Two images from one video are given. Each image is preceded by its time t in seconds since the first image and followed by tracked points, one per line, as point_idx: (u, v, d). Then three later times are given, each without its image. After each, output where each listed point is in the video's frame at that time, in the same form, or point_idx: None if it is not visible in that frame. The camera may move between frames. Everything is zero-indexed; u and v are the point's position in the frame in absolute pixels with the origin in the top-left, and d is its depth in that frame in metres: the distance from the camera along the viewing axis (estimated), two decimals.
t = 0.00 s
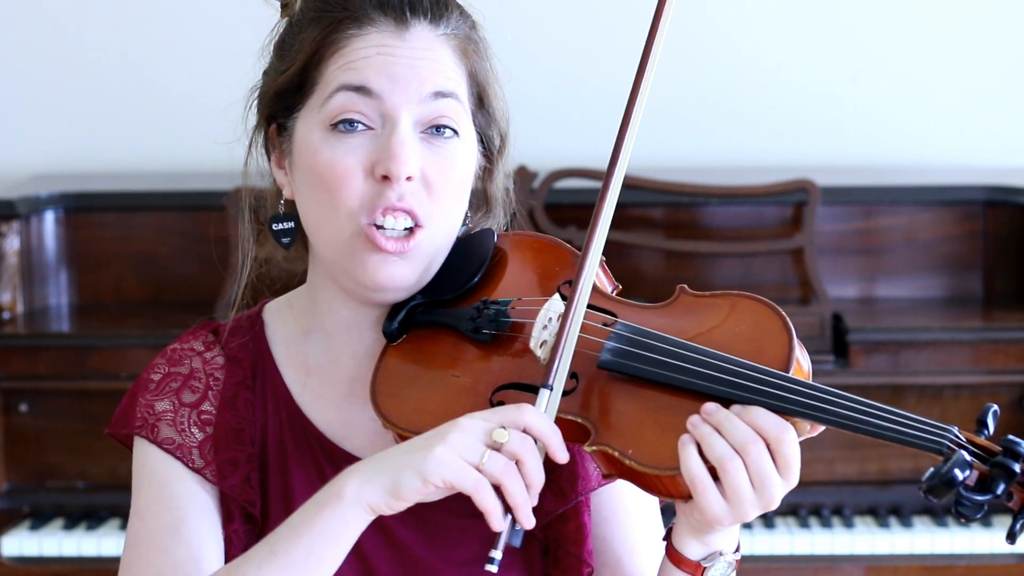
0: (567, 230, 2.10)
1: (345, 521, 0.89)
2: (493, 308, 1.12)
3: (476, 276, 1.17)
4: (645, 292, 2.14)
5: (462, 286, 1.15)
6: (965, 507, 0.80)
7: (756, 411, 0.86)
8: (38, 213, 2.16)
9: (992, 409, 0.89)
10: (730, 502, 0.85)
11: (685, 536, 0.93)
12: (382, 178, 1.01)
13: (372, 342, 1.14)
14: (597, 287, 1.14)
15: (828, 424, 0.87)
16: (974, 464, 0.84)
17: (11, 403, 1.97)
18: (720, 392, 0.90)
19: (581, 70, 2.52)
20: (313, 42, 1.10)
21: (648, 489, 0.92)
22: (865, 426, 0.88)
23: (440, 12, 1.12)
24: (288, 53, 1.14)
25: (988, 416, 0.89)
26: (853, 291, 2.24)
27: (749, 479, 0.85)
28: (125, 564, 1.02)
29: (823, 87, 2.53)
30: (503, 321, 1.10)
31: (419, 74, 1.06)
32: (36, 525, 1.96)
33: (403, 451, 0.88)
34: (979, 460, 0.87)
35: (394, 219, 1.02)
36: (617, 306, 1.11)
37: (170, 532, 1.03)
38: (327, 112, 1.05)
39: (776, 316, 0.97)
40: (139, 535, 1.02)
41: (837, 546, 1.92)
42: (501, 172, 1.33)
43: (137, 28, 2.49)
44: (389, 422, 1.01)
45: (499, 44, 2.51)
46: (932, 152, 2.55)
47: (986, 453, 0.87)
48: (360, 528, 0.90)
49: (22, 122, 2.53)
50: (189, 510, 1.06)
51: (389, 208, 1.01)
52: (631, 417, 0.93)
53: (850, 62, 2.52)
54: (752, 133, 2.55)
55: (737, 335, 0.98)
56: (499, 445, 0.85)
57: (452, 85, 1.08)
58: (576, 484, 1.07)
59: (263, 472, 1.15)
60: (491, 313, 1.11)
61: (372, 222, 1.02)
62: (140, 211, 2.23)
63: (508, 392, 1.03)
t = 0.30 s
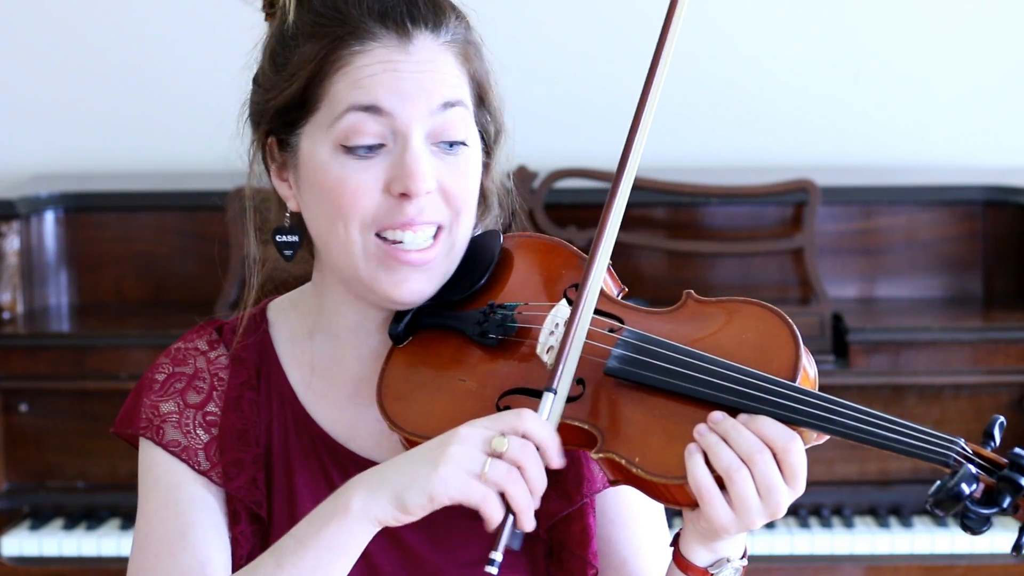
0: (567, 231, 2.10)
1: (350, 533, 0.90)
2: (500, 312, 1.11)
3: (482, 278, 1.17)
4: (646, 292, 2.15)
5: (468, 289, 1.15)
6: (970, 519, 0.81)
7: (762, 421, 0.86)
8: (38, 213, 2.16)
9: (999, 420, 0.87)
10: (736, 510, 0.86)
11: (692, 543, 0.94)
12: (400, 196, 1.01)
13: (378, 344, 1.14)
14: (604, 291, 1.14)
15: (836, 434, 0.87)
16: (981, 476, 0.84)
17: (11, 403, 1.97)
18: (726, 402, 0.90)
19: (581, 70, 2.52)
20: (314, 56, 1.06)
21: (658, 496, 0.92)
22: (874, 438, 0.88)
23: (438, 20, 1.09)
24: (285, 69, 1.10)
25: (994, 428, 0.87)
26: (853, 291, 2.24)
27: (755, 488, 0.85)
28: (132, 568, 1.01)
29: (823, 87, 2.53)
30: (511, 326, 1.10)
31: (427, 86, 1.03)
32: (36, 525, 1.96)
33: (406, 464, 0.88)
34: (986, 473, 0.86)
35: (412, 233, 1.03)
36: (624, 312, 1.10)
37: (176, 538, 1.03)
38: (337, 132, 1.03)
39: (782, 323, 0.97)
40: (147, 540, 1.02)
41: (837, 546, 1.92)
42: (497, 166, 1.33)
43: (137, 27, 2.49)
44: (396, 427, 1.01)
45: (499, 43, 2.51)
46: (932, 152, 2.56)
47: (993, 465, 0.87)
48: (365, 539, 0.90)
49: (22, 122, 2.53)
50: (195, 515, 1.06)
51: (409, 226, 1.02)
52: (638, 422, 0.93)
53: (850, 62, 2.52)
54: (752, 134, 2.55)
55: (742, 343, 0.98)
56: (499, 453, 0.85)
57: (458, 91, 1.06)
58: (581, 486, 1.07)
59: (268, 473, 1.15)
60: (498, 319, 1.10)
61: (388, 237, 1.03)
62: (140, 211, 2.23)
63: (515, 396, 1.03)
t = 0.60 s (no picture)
0: (567, 231, 2.10)
1: (344, 552, 0.91)
2: (507, 311, 1.11)
3: (489, 279, 1.16)
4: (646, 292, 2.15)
5: (472, 291, 1.15)
6: (978, 518, 0.81)
7: (770, 420, 0.87)
8: (38, 213, 2.16)
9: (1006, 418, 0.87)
10: (745, 510, 0.86)
11: (701, 543, 0.94)
12: (430, 199, 1.02)
13: (387, 345, 1.14)
14: (610, 290, 1.15)
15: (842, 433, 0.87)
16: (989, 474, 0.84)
17: (11, 403, 1.97)
18: (734, 400, 0.91)
19: (582, 70, 2.52)
20: (322, 67, 1.04)
21: (668, 496, 0.92)
22: (879, 436, 0.87)
23: (433, 11, 1.09)
24: (287, 81, 1.08)
25: (1002, 427, 0.87)
26: (854, 290, 2.24)
27: (763, 487, 0.85)
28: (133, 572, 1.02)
29: (823, 87, 2.53)
30: (518, 325, 1.10)
31: (443, 87, 1.03)
32: (37, 526, 1.95)
33: (401, 489, 0.87)
34: (992, 471, 0.85)
35: (442, 233, 1.04)
36: (632, 312, 1.11)
37: (177, 544, 1.03)
38: (360, 143, 1.02)
39: (791, 322, 0.97)
40: (147, 546, 1.02)
41: (837, 546, 1.92)
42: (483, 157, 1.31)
43: (137, 27, 2.49)
44: (406, 429, 1.01)
45: (499, 43, 2.51)
46: (932, 152, 2.56)
47: (1000, 464, 0.85)
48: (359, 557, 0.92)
49: (22, 122, 2.53)
50: (195, 523, 1.06)
51: (439, 227, 1.03)
52: (646, 420, 0.94)
53: (850, 62, 2.52)
54: (752, 134, 2.55)
55: (753, 342, 0.98)
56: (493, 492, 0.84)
57: (467, 89, 1.06)
58: (587, 485, 1.07)
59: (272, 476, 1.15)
60: (506, 317, 1.10)
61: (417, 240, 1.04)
62: (139, 211, 2.23)
63: (523, 396, 1.03)
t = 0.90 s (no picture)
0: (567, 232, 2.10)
1: (340, 568, 0.90)
2: (513, 312, 1.12)
3: (490, 281, 1.16)
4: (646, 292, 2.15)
5: (473, 294, 1.15)
6: (992, 502, 0.85)
7: (781, 411, 0.87)
8: (37, 213, 2.16)
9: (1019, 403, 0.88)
10: (760, 501, 0.86)
11: (715, 538, 0.94)
12: (441, 194, 1.02)
13: (391, 346, 1.14)
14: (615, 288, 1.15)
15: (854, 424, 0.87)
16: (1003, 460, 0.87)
17: (11, 403, 1.97)
18: (744, 393, 0.91)
19: (582, 70, 2.52)
20: (326, 66, 1.04)
21: (680, 492, 0.91)
22: (893, 425, 0.88)
23: (432, 7, 1.09)
24: (291, 82, 1.07)
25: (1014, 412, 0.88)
26: (853, 290, 2.24)
27: (777, 478, 0.85)
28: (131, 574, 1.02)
29: (823, 87, 2.53)
30: (524, 326, 1.10)
31: (448, 81, 1.03)
32: (37, 526, 1.95)
33: (403, 508, 0.88)
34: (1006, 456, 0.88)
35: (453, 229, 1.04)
36: (636, 309, 1.11)
37: (174, 549, 1.03)
38: (368, 141, 1.02)
39: (799, 317, 0.97)
40: (145, 550, 1.02)
41: (837, 546, 1.92)
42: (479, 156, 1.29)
43: (136, 27, 2.48)
44: (413, 431, 1.01)
45: (499, 43, 2.51)
46: (931, 151, 2.56)
47: (1012, 448, 0.88)
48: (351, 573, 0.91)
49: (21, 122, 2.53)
50: (193, 527, 1.06)
51: (449, 223, 1.03)
52: (656, 418, 0.93)
53: (850, 62, 2.52)
54: (752, 134, 2.55)
55: (760, 339, 0.98)
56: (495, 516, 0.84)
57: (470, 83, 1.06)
58: (594, 485, 1.07)
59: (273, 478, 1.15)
60: (512, 318, 1.11)
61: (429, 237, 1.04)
62: (139, 210, 2.23)
63: (531, 395, 1.03)
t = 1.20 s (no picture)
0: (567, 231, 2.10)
1: (335, 545, 0.90)
2: (503, 298, 1.12)
3: (480, 273, 1.17)
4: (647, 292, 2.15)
5: (468, 283, 1.15)
6: (985, 458, 0.81)
7: (773, 377, 0.87)
8: (38, 213, 2.16)
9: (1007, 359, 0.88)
10: (753, 470, 0.86)
11: (708, 518, 0.94)
12: (403, 186, 1.01)
13: (384, 342, 1.14)
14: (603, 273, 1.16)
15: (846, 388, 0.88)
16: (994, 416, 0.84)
17: (11, 403, 1.97)
18: (736, 364, 0.92)
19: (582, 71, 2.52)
20: (292, 61, 1.05)
21: (669, 465, 0.93)
22: (883, 387, 0.89)
23: None
24: (264, 76, 1.09)
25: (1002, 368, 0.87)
26: (853, 290, 2.24)
27: (770, 445, 0.85)
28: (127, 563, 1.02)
29: (823, 87, 2.53)
30: (513, 311, 1.11)
31: (413, 73, 1.02)
32: (37, 526, 1.95)
33: (397, 482, 0.88)
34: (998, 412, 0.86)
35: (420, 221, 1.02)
36: (625, 290, 1.12)
37: (170, 540, 1.02)
38: (331, 134, 1.02)
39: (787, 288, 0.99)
40: (141, 539, 1.03)
41: (837, 546, 1.92)
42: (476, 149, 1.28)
43: (138, 29, 2.49)
44: (406, 420, 1.01)
45: (500, 44, 2.52)
46: (931, 151, 2.56)
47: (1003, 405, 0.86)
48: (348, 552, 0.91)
49: (23, 122, 2.53)
50: (187, 516, 1.06)
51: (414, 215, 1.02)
52: (647, 395, 0.94)
53: (850, 62, 2.52)
54: (752, 133, 2.55)
55: (748, 309, 1.00)
56: (489, 490, 0.83)
57: (441, 76, 1.05)
58: (586, 479, 1.07)
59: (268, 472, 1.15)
60: (501, 304, 1.11)
61: (396, 229, 1.02)
62: (139, 211, 2.23)
63: (522, 379, 1.04)
